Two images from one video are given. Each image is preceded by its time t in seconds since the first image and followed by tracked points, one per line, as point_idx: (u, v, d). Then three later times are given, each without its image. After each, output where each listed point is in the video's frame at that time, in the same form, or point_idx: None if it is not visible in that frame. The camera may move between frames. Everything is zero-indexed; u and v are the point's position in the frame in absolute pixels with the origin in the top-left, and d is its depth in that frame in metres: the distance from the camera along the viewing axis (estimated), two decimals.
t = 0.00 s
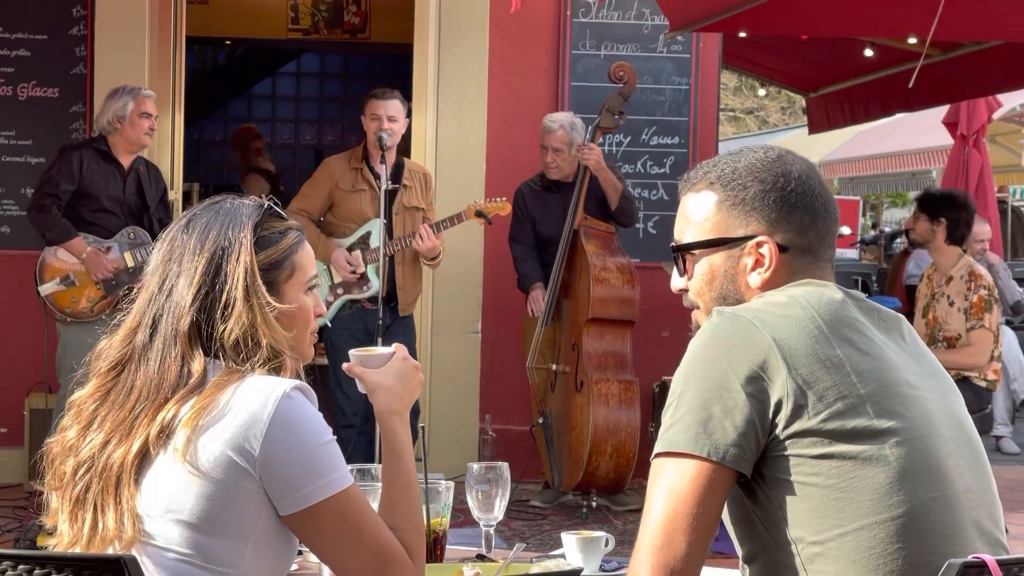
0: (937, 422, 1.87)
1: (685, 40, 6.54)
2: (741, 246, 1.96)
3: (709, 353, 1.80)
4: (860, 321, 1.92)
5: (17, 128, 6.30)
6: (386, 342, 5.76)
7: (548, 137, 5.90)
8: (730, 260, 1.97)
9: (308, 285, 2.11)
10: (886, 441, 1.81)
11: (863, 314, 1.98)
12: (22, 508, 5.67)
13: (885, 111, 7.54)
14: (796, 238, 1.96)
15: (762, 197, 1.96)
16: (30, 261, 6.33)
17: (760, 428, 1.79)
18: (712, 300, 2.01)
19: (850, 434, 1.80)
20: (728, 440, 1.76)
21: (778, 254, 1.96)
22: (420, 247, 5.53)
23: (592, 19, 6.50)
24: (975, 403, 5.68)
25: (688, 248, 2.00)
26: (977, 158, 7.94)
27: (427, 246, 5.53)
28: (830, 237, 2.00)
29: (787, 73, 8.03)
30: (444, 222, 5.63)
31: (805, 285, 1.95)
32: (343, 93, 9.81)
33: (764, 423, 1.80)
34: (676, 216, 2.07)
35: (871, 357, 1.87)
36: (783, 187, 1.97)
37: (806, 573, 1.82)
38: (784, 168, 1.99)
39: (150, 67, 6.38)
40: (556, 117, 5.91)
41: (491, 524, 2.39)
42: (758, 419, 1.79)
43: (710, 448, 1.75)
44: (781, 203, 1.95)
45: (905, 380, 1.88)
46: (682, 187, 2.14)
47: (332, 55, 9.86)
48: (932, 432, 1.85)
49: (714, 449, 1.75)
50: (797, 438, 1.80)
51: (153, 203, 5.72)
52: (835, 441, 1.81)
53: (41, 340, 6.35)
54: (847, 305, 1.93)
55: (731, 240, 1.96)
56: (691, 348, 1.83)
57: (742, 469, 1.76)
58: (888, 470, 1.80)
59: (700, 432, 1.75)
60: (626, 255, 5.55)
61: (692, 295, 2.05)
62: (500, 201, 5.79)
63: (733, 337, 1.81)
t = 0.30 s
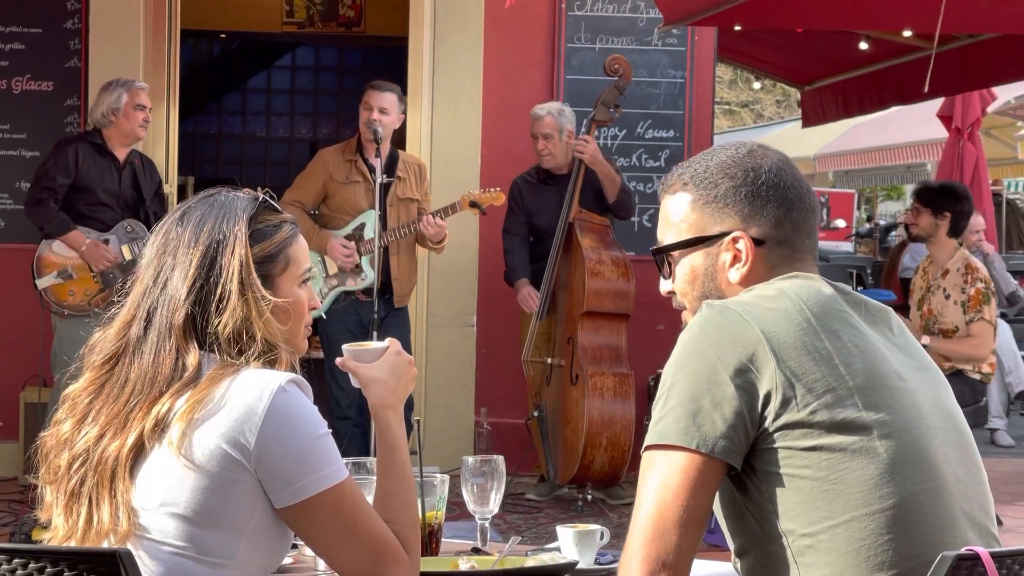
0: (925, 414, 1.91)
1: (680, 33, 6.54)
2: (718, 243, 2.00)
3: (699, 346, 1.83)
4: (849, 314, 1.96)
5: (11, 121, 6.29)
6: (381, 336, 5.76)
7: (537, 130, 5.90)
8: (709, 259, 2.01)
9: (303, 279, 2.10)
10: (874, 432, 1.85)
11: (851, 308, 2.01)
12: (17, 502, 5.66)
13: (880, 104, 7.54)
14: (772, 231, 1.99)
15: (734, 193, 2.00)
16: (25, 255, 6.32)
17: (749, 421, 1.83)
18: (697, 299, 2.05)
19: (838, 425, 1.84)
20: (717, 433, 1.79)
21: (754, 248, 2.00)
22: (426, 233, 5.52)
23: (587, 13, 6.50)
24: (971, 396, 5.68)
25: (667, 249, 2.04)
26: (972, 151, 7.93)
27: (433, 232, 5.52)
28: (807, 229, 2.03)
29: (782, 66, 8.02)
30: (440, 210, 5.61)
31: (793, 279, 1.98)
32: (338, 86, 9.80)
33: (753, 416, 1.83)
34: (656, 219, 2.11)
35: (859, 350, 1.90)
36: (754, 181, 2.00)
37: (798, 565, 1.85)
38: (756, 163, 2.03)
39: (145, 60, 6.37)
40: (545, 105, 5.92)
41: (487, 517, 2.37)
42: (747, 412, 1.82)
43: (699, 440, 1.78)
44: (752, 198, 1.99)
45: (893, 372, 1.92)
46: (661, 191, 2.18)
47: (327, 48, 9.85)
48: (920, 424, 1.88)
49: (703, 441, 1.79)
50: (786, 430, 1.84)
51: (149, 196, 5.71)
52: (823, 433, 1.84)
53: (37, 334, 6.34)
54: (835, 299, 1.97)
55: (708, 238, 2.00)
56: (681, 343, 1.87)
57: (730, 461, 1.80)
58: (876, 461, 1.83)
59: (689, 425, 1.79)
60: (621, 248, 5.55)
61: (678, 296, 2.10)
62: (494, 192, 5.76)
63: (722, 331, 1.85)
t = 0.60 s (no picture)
0: (913, 403, 1.92)
1: (671, 25, 6.54)
2: (705, 234, 2.01)
3: (687, 337, 1.84)
4: (837, 304, 1.97)
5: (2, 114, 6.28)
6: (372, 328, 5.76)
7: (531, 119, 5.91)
8: (696, 250, 2.02)
9: (289, 271, 2.12)
10: (861, 421, 1.86)
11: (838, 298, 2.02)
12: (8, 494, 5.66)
13: (873, 96, 7.52)
14: (758, 223, 2.00)
15: (720, 184, 2.00)
16: (16, 248, 6.30)
17: (737, 410, 1.84)
18: (683, 290, 2.07)
19: (825, 415, 1.85)
20: (706, 423, 1.81)
21: (741, 240, 2.01)
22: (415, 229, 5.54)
23: (578, 5, 6.49)
24: (962, 387, 5.69)
25: (654, 241, 2.06)
26: (963, 143, 7.92)
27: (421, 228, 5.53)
28: (795, 219, 2.04)
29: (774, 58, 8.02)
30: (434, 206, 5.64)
31: (782, 269, 1.99)
32: (330, 78, 9.77)
33: (741, 405, 1.85)
34: (643, 209, 2.12)
35: (847, 340, 1.92)
36: (741, 172, 2.01)
37: (786, 554, 1.87)
38: (743, 154, 2.03)
39: (136, 52, 6.36)
40: (540, 95, 5.93)
41: (477, 509, 2.37)
42: (735, 402, 1.84)
43: (687, 430, 1.80)
44: (738, 188, 2.00)
45: (881, 362, 1.93)
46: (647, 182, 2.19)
47: (319, 41, 9.83)
48: (907, 413, 1.90)
49: (692, 431, 1.80)
50: (774, 419, 1.85)
51: (141, 187, 5.71)
52: (811, 422, 1.85)
53: (28, 326, 6.33)
54: (823, 289, 1.98)
55: (695, 230, 2.01)
56: (669, 333, 1.88)
57: (719, 451, 1.82)
58: (864, 451, 1.85)
59: (677, 415, 1.80)
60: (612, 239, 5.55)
61: (665, 288, 2.11)
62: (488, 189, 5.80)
63: (710, 320, 1.86)
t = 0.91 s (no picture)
0: (897, 393, 1.92)
1: (657, 15, 6.53)
2: (693, 222, 2.01)
3: (672, 327, 1.85)
4: (822, 294, 1.97)
5: None
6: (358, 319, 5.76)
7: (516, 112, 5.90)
8: (684, 238, 2.02)
9: (255, 268, 2.11)
10: (846, 411, 1.86)
11: (824, 287, 2.02)
12: None
13: (860, 84, 7.54)
14: (747, 212, 2.00)
15: (710, 173, 2.00)
16: None
17: (722, 400, 1.85)
18: (671, 278, 2.06)
19: (810, 405, 1.86)
20: (690, 413, 1.81)
21: (730, 229, 2.00)
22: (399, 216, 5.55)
23: None
24: (947, 376, 5.70)
25: (642, 229, 2.05)
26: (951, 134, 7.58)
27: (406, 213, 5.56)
28: (783, 208, 2.03)
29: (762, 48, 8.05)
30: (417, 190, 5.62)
31: (767, 258, 1.99)
32: (316, 69, 9.71)
33: (726, 395, 1.85)
34: (632, 196, 2.10)
35: (831, 330, 1.92)
36: (730, 161, 2.00)
37: (769, 543, 1.88)
38: (732, 142, 2.03)
39: (120, 42, 6.33)
40: (525, 86, 5.91)
41: (459, 500, 2.37)
42: (720, 391, 1.84)
43: (672, 420, 1.81)
44: (727, 177, 1.99)
45: (866, 352, 1.94)
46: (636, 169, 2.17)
47: (305, 32, 9.78)
48: (891, 403, 1.90)
49: (676, 421, 1.81)
50: (758, 409, 1.86)
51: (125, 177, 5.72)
52: (795, 412, 1.86)
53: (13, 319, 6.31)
54: (808, 278, 1.98)
55: (684, 218, 2.01)
56: (654, 323, 1.88)
57: (704, 441, 1.83)
58: (848, 441, 1.85)
59: (662, 405, 1.81)
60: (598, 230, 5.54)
61: (653, 275, 2.10)
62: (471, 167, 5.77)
63: (696, 309, 1.86)
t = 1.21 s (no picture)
0: (871, 380, 1.93)
1: (637, 4, 6.53)
2: (669, 209, 2.00)
3: (646, 313, 1.85)
4: (797, 281, 1.97)
5: None
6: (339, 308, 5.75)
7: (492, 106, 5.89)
8: (660, 226, 2.02)
9: (223, 258, 2.11)
10: (819, 398, 1.87)
11: (799, 275, 2.02)
12: None
13: (840, 73, 7.76)
14: (722, 197, 1.99)
15: (684, 160, 1.99)
16: None
17: (696, 386, 1.85)
18: (648, 266, 2.06)
19: (783, 391, 1.86)
20: (664, 399, 1.82)
21: (706, 215, 2.00)
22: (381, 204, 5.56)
23: None
24: (925, 363, 5.73)
25: (619, 218, 2.05)
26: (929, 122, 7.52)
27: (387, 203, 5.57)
28: (758, 194, 2.03)
29: (743, 37, 8.23)
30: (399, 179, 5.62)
31: (742, 245, 1.99)
32: (298, 58, 9.70)
33: (700, 381, 1.85)
34: (608, 185, 2.10)
35: (805, 317, 1.92)
36: (704, 147, 2.00)
37: (741, 529, 1.89)
38: (706, 129, 2.02)
39: (99, 32, 6.31)
40: (501, 80, 5.90)
41: (434, 488, 2.38)
42: (694, 378, 1.84)
43: (646, 407, 1.81)
44: (702, 164, 1.98)
45: (840, 339, 1.94)
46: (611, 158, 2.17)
47: (287, 21, 9.72)
48: (865, 390, 1.91)
49: (650, 407, 1.81)
50: (732, 396, 1.86)
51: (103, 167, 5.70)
52: (769, 399, 1.86)
53: None
54: (783, 265, 1.98)
55: (660, 205, 2.00)
56: (629, 309, 1.88)
57: (678, 428, 1.83)
58: (821, 427, 1.86)
59: (635, 392, 1.81)
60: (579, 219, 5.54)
61: (630, 262, 2.10)
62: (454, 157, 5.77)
63: (671, 296, 1.86)
